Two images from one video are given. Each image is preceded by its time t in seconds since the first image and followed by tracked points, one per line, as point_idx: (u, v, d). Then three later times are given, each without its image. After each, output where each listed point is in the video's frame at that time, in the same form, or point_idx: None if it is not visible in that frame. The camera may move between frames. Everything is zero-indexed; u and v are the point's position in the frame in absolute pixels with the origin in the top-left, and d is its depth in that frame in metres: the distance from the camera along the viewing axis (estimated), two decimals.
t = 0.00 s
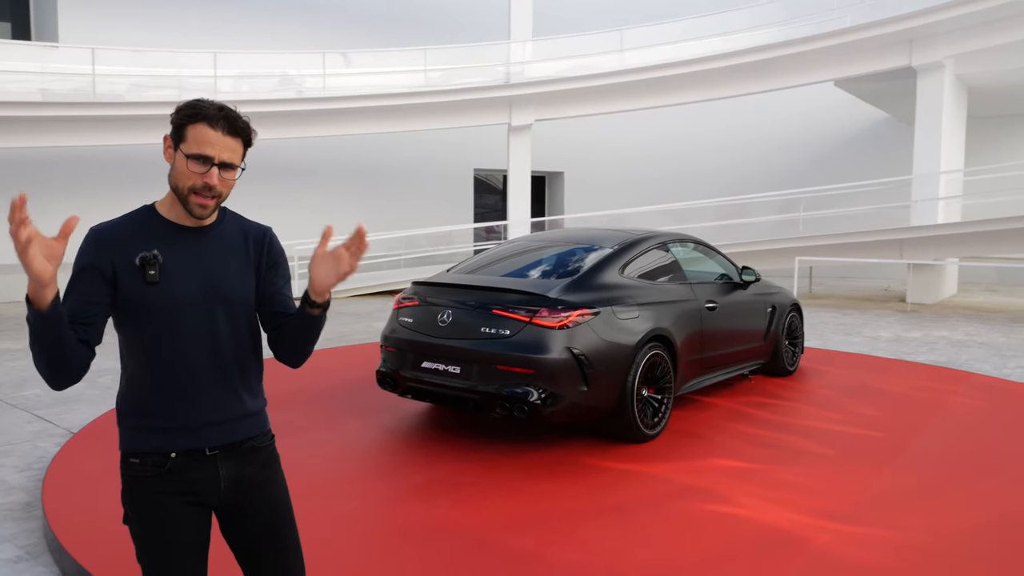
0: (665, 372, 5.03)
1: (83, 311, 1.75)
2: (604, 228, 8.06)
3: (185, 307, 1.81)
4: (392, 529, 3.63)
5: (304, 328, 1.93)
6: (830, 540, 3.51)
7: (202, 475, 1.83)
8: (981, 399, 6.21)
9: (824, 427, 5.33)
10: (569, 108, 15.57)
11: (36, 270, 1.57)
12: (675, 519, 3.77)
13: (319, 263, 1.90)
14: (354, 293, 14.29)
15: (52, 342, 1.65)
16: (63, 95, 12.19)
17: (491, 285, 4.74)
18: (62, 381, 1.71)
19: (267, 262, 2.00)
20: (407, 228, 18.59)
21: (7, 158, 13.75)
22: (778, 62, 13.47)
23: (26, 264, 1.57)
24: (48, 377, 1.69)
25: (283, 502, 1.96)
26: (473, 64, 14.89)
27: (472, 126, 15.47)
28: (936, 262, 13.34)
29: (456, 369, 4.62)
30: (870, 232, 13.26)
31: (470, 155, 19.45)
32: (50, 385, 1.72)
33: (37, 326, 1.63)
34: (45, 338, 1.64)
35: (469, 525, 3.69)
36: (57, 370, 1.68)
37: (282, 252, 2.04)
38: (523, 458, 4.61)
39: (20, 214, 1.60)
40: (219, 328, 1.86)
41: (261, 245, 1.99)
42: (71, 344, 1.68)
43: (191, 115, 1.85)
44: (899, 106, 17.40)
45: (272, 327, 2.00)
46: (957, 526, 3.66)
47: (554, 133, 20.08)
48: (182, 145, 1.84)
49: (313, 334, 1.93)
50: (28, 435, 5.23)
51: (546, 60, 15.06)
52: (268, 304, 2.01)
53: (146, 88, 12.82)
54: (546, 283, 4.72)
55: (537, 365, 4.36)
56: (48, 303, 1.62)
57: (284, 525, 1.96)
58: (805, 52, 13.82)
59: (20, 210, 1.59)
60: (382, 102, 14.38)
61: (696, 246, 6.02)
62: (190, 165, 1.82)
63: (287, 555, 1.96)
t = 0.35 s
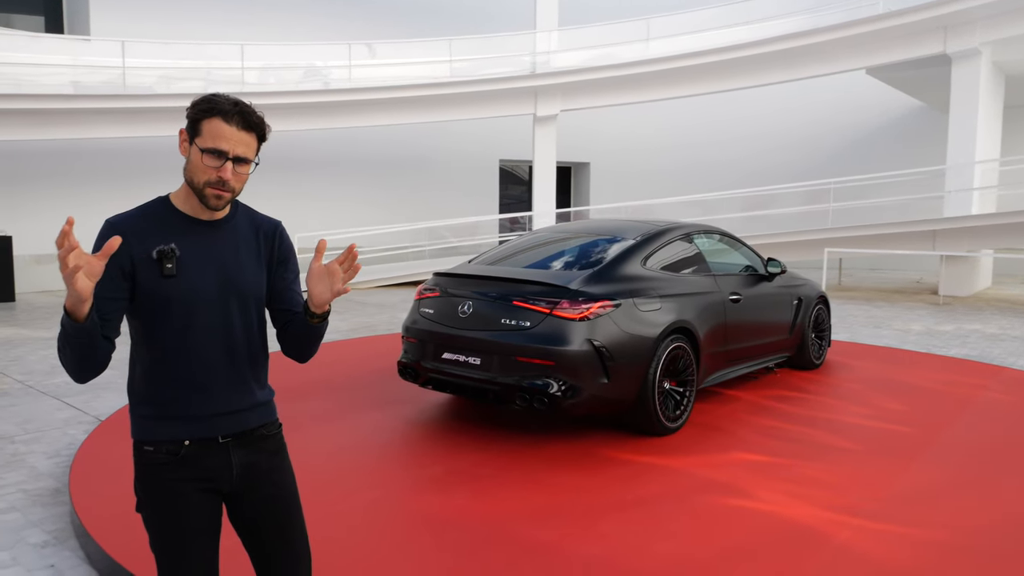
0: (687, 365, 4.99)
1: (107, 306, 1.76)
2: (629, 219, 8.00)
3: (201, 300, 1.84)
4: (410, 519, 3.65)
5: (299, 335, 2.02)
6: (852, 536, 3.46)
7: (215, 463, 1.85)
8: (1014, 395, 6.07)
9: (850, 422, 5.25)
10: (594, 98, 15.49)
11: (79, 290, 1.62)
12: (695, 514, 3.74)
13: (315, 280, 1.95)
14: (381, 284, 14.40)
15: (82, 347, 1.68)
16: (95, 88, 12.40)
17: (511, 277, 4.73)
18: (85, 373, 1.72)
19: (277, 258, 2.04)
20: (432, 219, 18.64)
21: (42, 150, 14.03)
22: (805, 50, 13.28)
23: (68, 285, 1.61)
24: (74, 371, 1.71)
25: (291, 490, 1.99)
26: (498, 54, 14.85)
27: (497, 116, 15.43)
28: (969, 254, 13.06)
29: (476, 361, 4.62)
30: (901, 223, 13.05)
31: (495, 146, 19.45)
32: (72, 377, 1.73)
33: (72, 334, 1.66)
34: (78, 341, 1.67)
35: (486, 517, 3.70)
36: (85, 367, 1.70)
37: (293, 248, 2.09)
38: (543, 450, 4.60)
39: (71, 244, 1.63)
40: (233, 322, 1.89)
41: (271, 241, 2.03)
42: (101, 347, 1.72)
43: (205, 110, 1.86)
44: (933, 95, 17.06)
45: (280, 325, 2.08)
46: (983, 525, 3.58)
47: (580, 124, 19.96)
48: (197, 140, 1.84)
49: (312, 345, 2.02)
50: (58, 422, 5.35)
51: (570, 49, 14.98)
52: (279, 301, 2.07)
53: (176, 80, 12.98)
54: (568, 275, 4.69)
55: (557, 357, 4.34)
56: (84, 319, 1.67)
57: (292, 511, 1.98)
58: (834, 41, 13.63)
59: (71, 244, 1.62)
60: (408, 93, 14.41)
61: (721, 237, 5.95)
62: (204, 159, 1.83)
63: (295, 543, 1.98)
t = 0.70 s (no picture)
0: (704, 363, 4.96)
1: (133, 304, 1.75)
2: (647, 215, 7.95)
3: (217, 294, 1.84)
4: (425, 515, 3.66)
5: (343, 320, 2.03)
6: (869, 536, 3.42)
7: (229, 455, 1.86)
8: None
9: (869, 421, 5.20)
10: (613, 94, 15.43)
11: (202, 310, 1.60)
12: (712, 512, 3.71)
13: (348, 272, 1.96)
14: (400, 280, 14.44)
15: (159, 346, 1.64)
16: (117, 85, 12.55)
17: (528, 273, 4.72)
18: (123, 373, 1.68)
19: (291, 252, 2.05)
20: (450, 215, 18.66)
21: (65, 147, 14.21)
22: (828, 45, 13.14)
23: (198, 305, 1.60)
24: (110, 370, 1.68)
25: (306, 482, 1.99)
26: (517, 50, 14.83)
27: (515, 112, 15.41)
28: (995, 251, 12.86)
29: (492, 357, 4.62)
30: (925, 220, 12.88)
31: (514, 142, 19.43)
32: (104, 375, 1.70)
33: (149, 335, 1.63)
34: (143, 340, 1.64)
35: (501, 513, 3.69)
36: (132, 367, 1.67)
37: (307, 238, 2.10)
38: (560, 447, 4.59)
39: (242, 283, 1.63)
40: (249, 318, 1.89)
41: (286, 235, 2.04)
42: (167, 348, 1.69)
43: (205, 98, 1.87)
44: (958, 90, 16.82)
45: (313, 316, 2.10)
46: (1004, 525, 3.53)
47: (599, 120, 19.86)
48: (199, 127, 1.86)
49: (351, 329, 2.03)
50: (80, 416, 5.42)
51: (589, 45, 14.89)
52: (303, 291, 2.11)
53: (197, 77, 13.09)
54: (584, 272, 4.67)
55: (573, 354, 4.32)
56: (183, 324, 1.63)
57: (307, 503, 1.99)
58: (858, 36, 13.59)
59: (243, 290, 1.62)
60: (426, 89, 14.41)
61: (740, 234, 5.89)
62: (206, 145, 1.84)
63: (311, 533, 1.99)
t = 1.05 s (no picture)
0: (722, 363, 4.93)
1: (211, 290, 1.76)
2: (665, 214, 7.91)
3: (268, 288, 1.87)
4: (441, 515, 3.66)
5: (402, 299, 2.10)
6: (888, 539, 3.38)
7: (273, 450, 1.87)
8: None
9: (889, 422, 5.14)
10: (629, 94, 15.36)
11: (333, 265, 1.73)
12: (728, 514, 3.68)
13: (424, 242, 2.08)
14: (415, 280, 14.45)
15: (281, 312, 1.69)
16: (137, 85, 12.65)
17: (544, 272, 4.70)
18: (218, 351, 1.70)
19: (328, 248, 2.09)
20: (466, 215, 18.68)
21: (85, 147, 14.35)
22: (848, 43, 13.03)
23: (329, 259, 1.73)
24: (212, 347, 1.69)
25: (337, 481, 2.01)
26: (533, 49, 14.79)
27: (531, 112, 15.40)
28: (1018, 252, 12.68)
29: (508, 357, 4.61)
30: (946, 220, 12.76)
31: (530, 141, 19.41)
32: (197, 356, 1.71)
33: (273, 300, 1.68)
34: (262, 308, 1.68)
35: (517, 513, 3.69)
36: (240, 340, 1.70)
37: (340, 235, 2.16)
38: (576, 448, 4.58)
39: (351, 235, 1.79)
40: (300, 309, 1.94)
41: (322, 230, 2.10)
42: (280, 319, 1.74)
43: (232, 102, 1.88)
44: (981, 89, 16.61)
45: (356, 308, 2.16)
46: None
47: (615, 119, 19.78)
48: (227, 133, 1.87)
49: (412, 304, 2.09)
50: (99, 413, 5.47)
51: (607, 44, 14.81)
52: (345, 283, 2.18)
53: (216, 77, 13.18)
54: (601, 271, 4.65)
55: (590, 354, 4.31)
56: (306, 290, 1.72)
57: (337, 502, 2.01)
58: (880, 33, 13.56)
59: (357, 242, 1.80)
60: (443, 88, 14.43)
61: (758, 234, 5.85)
62: (234, 150, 1.85)
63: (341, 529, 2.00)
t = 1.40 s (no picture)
0: (736, 363, 4.90)
1: (270, 286, 1.77)
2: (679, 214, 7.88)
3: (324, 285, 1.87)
4: (455, 514, 3.66)
5: (448, 298, 2.12)
6: (904, 541, 3.36)
7: (323, 445, 1.87)
8: None
9: (905, 423, 5.10)
10: (643, 92, 15.29)
11: (380, 247, 1.76)
12: (742, 514, 3.66)
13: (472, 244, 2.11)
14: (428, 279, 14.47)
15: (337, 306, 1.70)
16: (153, 85, 12.72)
17: (557, 271, 4.70)
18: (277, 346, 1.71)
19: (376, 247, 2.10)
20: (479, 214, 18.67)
21: (101, 146, 14.46)
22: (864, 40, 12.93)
23: (377, 239, 1.76)
24: (271, 342, 1.71)
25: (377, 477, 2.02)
26: (547, 47, 14.75)
27: (544, 110, 15.38)
28: None
29: (522, 356, 4.61)
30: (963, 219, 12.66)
31: (544, 140, 19.37)
32: (257, 351, 1.72)
33: (328, 292, 1.69)
34: (317, 302, 1.69)
35: (531, 512, 3.68)
36: (299, 335, 1.71)
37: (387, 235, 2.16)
38: (590, 447, 4.57)
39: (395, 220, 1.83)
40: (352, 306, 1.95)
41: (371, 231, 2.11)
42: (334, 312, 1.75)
43: (287, 104, 1.89)
44: (1000, 87, 16.42)
45: (402, 306, 2.18)
46: None
47: (628, 118, 19.70)
48: (284, 134, 1.88)
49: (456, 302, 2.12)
50: (115, 410, 5.52)
51: (620, 42, 14.76)
52: (390, 283, 2.20)
53: (230, 77, 13.24)
54: (614, 270, 4.64)
55: (604, 353, 4.30)
56: (356, 278, 1.73)
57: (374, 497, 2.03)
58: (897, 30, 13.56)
59: (400, 225, 1.82)
60: (456, 86, 14.44)
61: (773, 233, 5.81)
62: (292, 149, 1.86)
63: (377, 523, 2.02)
